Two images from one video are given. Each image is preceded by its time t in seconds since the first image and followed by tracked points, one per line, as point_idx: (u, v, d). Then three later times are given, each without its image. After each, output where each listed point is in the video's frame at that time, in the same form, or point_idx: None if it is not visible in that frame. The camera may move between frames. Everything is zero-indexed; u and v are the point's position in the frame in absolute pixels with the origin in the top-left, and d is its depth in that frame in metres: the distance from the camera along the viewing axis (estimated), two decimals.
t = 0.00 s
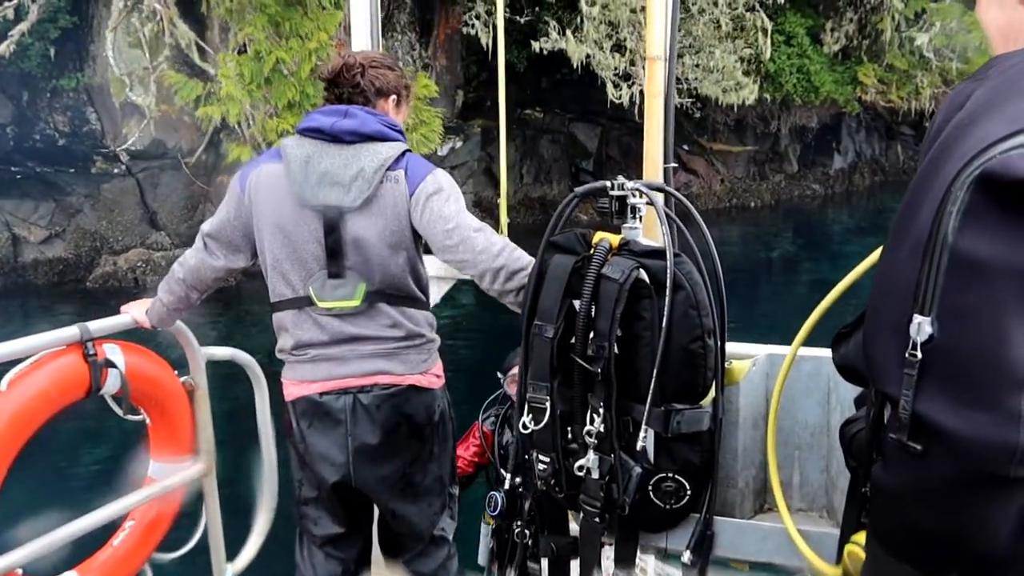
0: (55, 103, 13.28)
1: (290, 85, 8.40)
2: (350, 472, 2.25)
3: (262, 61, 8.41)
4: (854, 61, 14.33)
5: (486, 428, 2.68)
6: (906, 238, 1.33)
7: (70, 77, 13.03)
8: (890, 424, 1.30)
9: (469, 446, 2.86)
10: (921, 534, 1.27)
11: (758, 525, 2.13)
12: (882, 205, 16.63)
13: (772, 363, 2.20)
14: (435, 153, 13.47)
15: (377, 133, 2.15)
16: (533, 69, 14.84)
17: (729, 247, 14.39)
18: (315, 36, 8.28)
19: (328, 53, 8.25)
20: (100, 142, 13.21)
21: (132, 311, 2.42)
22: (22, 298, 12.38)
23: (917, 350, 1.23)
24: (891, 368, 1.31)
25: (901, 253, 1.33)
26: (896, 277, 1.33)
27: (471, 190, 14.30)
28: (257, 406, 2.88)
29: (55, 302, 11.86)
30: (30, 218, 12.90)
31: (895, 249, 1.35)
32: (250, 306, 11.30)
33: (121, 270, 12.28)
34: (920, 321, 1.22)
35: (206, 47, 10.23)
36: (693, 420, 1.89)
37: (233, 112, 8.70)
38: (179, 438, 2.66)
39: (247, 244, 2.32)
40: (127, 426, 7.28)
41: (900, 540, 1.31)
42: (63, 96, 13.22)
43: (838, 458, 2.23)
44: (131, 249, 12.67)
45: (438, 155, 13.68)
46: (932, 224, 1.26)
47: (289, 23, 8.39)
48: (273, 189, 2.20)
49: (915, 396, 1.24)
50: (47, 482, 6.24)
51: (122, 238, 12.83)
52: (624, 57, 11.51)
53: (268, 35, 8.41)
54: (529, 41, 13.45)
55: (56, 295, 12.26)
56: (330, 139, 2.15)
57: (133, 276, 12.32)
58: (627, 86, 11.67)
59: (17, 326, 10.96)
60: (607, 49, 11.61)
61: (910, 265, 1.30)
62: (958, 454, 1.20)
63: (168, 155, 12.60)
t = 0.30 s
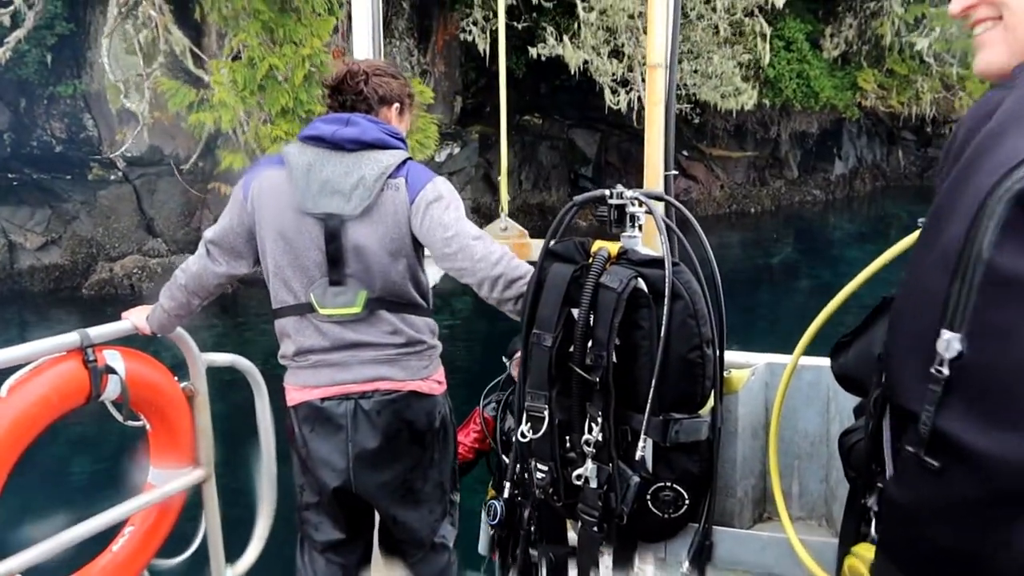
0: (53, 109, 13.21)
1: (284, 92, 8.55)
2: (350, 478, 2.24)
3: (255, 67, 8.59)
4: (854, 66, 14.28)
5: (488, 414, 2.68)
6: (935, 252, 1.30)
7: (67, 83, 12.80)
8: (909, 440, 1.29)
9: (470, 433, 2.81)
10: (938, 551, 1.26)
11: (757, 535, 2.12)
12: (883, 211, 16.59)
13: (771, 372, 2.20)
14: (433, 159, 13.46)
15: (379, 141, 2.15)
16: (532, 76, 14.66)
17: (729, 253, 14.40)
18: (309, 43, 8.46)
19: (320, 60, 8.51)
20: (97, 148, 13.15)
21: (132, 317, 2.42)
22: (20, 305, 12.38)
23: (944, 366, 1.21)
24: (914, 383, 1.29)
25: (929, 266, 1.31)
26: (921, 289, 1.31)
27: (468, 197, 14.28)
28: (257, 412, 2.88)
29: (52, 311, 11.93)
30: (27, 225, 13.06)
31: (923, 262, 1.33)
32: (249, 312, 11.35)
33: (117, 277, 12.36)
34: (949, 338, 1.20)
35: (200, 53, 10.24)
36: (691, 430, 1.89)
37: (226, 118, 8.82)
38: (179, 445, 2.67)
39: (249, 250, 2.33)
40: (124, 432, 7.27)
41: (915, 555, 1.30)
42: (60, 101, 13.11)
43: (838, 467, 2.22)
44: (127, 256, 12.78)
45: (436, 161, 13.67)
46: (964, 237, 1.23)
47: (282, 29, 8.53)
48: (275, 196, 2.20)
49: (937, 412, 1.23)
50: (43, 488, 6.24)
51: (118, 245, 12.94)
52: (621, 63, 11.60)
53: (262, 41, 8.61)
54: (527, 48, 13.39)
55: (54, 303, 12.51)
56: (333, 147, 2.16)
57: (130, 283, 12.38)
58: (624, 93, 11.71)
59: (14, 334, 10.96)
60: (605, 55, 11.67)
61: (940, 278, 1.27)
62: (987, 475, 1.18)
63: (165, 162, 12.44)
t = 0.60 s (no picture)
0: (52, 122, 13.24)
1: (279, 104, 8.67)
2: (351, 490, 2.26)
3: (251, 80, 8.77)
4: (853, 78, 14.25)
5: (491, 405, 2.53)
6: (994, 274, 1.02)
7: (67, 96, 12.89)
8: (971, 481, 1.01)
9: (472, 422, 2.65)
10: None
11: (753, 549, 2.14)
12: (885, 224, 16.59)
13: (766, 386, 2.21)
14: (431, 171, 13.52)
15: (381, 155, 2.17)
16: (532, 89, 14.70)
17: (730, 266, 14.38)
18: (304, 55, 8.59)
19: (315, 72, 8.55)
20: (95, 161, 13.29)
21: (136, 329, 2.46)
22: (19, 317, 12.41)
23: None
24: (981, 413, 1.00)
25: (984, 290, 1.01)
26: (996, 290, 0.99)
27: (467, 209, 14.31)
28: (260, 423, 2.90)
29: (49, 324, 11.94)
30: (24, 236, 13.06)
31: (975, 283, 1.04)
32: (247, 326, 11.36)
33: (114, 288, 12.66)
34: None
35: (198, 67, 10.29)
36: (687, 443, 1.91)
37: (222, 130, 8.95)
38: (181, 456, 2.69)
39: (253, 262, 2.35)
40: (121, 444, 7.26)
41: None
42: (60, 114, 13.19)
43: (835, 481, 2.24)
44: (126, 267, 12.92)
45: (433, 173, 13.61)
46: None
47: (278, 41, 8.76)
48: (279, 209, 2.22)
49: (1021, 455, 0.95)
50: (39, 502, 6.24)
51: (116, 257, 13.02)
52: (620, 75, 11.74)
53: (258, 54, 8.76)
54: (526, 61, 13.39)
55: (52, 315, 12.52)
56: (335, 160, 2.18)
57: (126, 294, 12.69)
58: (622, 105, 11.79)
59: (12, 348, 10.97)
60: (603, 68, 11.81)
61: None
62: None
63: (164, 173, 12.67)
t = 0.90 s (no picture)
0: (53, 128, 13.19)
1: (275, 112, 8.73)
2: (353, 498, 2.27)
3: (248, 87, 9.04)
4: (855, 87, 14.23)
5: (497, 390, 2.49)
6: None
7: (68, 103, 12.93)
8: None
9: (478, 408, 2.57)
10: None
11: (752, 557, 2.18)
12: (887, 234, 16.55)
13: (767, 395, 2.22)
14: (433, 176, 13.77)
15: (384, 164, 2.19)
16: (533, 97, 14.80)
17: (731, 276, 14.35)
18: (301, 63, 8.55)
19: (312, 79, 8.51)
20: (96, 166, 13.22)
21: (141, 336, 2.48)
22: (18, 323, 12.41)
23: None
24: None
25: None
26: None
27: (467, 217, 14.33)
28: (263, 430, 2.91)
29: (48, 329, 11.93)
30: (24, 242, 13.09)
31: None
32: (246, 333, 11.34)
33: (112, 294, 12.61)
34: None
35: (197, 74, 10.60)
36: (686, 451, 1.92)
37: (217, 136, 9.74)
38: (184, 463, 2.72)
39: (258, 271, 2.37)
40: (118, 452, 7.24)
41: None
42: (61, 121, 13.10)
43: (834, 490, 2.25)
44: (124, 274, 12.79)
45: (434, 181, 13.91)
46: None
47: (276, 49, 8.74)
48: (282, 218, 2.24)
49: None
50: (33, 510, 6.21)
51: (116, 263, 12.94)
52: (620, 83, 11.78)
53: (256, 61, 8.88)
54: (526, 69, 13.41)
55: (50, 322, 12.53)
56: (338, 169, 2.21)
57: (125, 300, 12.64)
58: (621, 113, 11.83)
59: (9, 356, 10.93)
60: (603, 76, 11.82)
61: None
62: None
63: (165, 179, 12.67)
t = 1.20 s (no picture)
0: (49, 133, 13.23)
1: (269, 117, 8.86)
2: (355, 506, 2.27)
3: (241, 92, 8.90)
4: (853, 94, 14.24)
5: (501, 377, 2.47)
6: None
7: (64, 107, 12.87)
8: None
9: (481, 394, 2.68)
10: None
11: (757, 563, 2.17)
12: (887, 240, 16.59)
13: (770, 400, 2.22)
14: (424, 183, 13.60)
15: (386, 172, 2.20)
16: (530, 103, 14.90)
17: (729, 283, 14.35)
18: (294, 68, 8.85)
19: (305, 84, 8.83)
20: (91, 171, 13.20)
21: (143, 343, 2.48)
22: (10, 328, 12.37)
23: None
24: None
25: None
26: None
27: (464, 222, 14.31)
28: (265, 438, 2.91)
29: (42, 336, 11.85)
30: (17, 247, 13.04)
31: None
32: (243, 340, 11.30)
33: (106, 299, 12.38)
34: None
35: (191, 79, 10.78)
36: (690, 457, 1.91)
37: (210, 142, 9.31)
38: (187, 471, 2.73)
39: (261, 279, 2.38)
40: (113, 460, 7.20)
41: None
42: (57, 125, 13.14)
43: (838, 496, 2.25)
44: (119, 279, 12.72)
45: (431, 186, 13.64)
46: None
47: (270, 54, 8.88)
48: (284, 226, 2.25)
49: None
50: (27, 519, 6.15)
51: (110, 268, 12.91)
52: (617, 90, 11.81)
53: (250, 67, 8.90)
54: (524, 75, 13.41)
55: (41, 325, 12.46)
56: (340, 176, 2.21)
57: (119, 305, 12.33)
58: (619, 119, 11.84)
59: (3, 363, 10.84)
60: (600, 81, 11.85)
61: None
62: None
63: (161, 184, 12.58)
